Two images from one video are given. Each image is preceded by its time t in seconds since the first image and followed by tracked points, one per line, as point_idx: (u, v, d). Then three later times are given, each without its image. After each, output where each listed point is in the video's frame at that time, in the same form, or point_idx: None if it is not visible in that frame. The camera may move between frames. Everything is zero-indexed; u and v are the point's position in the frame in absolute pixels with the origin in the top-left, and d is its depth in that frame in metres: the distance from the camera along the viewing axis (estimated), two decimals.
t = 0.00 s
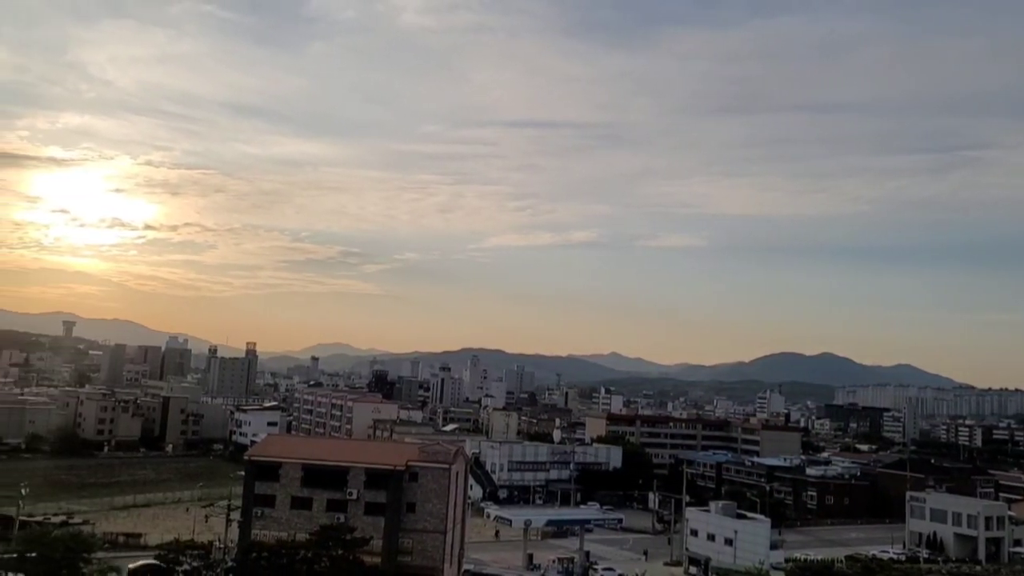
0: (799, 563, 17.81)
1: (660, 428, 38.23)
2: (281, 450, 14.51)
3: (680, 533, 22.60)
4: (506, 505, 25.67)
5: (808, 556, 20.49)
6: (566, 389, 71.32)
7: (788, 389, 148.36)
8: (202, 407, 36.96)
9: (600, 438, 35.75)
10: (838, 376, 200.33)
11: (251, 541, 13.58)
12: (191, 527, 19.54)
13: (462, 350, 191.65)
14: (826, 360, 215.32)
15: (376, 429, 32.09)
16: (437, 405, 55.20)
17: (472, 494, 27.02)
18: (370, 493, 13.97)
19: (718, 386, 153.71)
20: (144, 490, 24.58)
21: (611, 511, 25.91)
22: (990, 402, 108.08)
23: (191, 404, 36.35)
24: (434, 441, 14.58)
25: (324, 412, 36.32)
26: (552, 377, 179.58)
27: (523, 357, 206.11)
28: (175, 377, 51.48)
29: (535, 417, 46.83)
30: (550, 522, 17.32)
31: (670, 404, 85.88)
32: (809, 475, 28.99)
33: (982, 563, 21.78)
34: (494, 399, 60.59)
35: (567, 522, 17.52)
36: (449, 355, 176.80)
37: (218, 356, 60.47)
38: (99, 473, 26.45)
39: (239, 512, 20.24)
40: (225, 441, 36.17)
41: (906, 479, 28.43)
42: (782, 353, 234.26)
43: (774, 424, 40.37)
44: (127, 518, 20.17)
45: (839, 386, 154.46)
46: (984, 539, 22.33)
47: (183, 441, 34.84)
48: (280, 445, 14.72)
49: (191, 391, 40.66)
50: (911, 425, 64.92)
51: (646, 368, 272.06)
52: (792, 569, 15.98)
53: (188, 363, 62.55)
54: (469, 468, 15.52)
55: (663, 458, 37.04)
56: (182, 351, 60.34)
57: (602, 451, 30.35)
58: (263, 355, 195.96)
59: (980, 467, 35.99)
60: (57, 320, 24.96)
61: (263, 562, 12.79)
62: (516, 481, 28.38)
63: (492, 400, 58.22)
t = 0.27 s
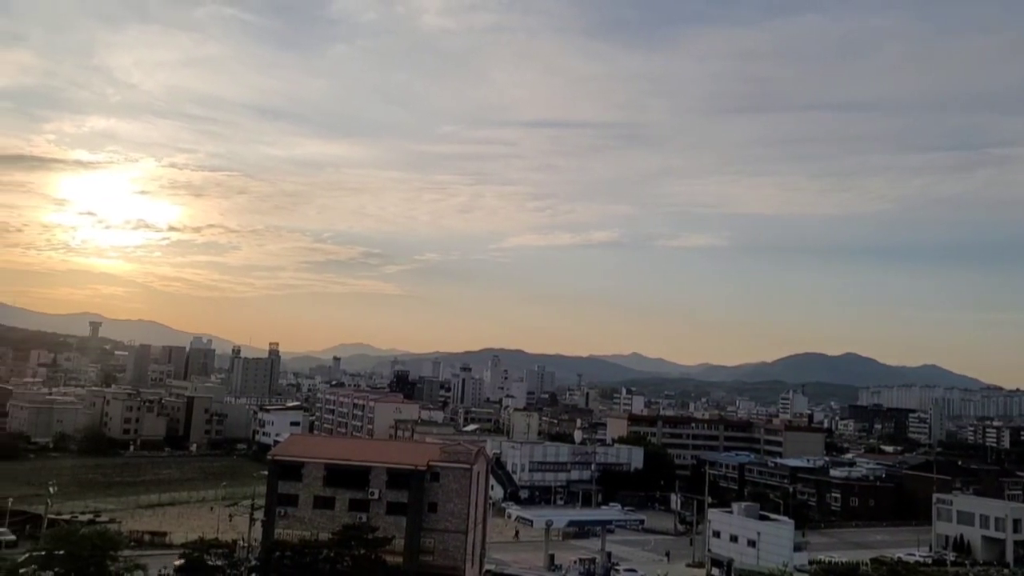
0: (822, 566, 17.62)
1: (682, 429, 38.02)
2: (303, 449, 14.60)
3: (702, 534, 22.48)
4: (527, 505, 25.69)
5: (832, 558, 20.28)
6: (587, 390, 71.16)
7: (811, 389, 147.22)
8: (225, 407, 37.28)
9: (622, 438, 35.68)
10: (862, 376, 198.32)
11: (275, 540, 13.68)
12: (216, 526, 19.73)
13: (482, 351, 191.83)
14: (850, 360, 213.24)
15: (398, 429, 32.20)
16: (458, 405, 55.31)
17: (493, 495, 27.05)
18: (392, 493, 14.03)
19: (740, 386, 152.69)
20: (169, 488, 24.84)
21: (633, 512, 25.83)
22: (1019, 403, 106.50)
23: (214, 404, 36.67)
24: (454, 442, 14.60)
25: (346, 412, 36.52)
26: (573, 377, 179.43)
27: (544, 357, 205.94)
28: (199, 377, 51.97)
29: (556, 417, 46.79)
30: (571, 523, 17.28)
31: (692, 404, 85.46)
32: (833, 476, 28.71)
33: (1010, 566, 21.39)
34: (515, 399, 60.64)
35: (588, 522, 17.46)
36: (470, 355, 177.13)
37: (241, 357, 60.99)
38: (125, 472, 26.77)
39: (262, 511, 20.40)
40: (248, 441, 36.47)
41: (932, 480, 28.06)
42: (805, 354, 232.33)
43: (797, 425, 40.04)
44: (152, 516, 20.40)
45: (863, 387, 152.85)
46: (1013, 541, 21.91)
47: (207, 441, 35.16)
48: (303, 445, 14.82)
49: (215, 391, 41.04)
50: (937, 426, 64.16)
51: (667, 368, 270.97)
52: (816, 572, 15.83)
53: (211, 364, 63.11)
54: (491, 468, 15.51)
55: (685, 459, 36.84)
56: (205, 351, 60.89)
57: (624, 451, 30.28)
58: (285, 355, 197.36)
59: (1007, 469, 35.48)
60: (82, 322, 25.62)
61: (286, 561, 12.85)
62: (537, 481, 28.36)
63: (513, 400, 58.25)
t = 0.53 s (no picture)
0: (840, 568, 17.47)
1: (699, 429, 37.87)
2: (320, 449, 14.66)
3: (719, 536, 22.37)
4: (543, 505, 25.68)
5: (851, 561, 20.14)
6: (603, 390, 71.01)
7: (829, 390, 146.20)
8: (243, 407, 37.51)
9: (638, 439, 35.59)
10: (881, 377, 196.68)
11: (293, 539, 13.74)
12: (234, 525, 19.84)
13: (498, 351, 191.92)
14: (868, 360, 211.56)
15: (414, 429, 32.27)
16: (473, 405, 55.38)
17: (509, 495, 27.05)
18: (408, 493, 14.05)
19: (757, 386, 151.82)
20: (187, 488, 25.02)
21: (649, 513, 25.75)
22: None
23: (232, 404, 36.90)
24: (470, 442, 14.62)
25: (362, 412, 36.65)
26: (588, 378, 179.14)
27: (559, 358, 205.75)
28: (217, 378, 52.33)
29: (572, 418, 46.72)
30: (588, 523, 17.24)
31: (709, 405, 85.06)
32: (852, 478, 28.49)
33: None
34: (531, 399, 60.59)
35: (605, 523, 17.41)
36: (486, 355, 177.27)
37: (258, 357, 61.37)
38: (144, 471, 26.99)
39: (279, 510, 20.50)
40: (266, 441, 36.68)
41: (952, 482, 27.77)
42: (823, 354, 230.67)
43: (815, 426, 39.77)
44: (171, 515, 20.55)
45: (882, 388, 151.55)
46: None
47: (225, 441, 35.39)
48: (320, 445, 14.87)
49: (232, 391, 41.31)
50: (957, 427, 63.52)
51: (684, 368, 269.93)
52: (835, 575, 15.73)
53: (229, 364, 63.54)
54: (507, 468, 15.52)
55: (702, 460, 36.67)
56: (223, 352, 61.31)
57: (640, 452, 30.18)
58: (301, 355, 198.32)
59: None
60: (113, 317, 26.29)
61: (304, 561, 12.90)
62: (553, 482, 28.33)
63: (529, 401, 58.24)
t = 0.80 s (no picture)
0: (857, 570, 17.32)
1: (714, 430, 37.72)
2: (335, 449, 14.71)
3: (734, 537, 22.28)
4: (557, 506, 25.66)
5: (867, 562, 19.99)
6: (617, 391, 70.87)
7: (845, 390, 145.30)
8: (258, 407, 37.70)
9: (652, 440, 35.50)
10: (898, 377, 195.16)
11: (308, 539, 13.79)
12: (249, 525, 19.94)
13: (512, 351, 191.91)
14: (885, 361, 210.02)
15: (428, 430, 32.32)
16: (487, 406, 55.36)
17: (523, 495, 27.05)
18: (422, 493, 14.08)
19: (772, 387, 151.03)
20: (204, 488, 25.17)
21: (664, 514, 25.66)
22: None
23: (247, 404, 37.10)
24: (485, 442, 14.63)
25: (377, 412, 36.75)
26: (602, 378, 178.81)
27: (573, 358, 205.48)
28: (232, 379, 52.62)
29: (586, 418, 46.61)
30: (602, 524, 17.19)
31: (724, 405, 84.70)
32: (868, 479, 28.27)
33: None
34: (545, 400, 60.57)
35: (620, 524, 17.33)
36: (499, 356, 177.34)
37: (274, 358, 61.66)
38: (160, 471, 27.17)
39: (294, 511, 20.58)
40: (281, 441, 36.85)
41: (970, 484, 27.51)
42: (839, 354, 229.17)
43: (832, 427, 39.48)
44: (188, 515, 20.68)
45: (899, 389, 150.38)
46: None
47: (241, 441, 35.58)
48: (334, 445, 14.92)
49: (248, 391, 41.52)
50: (976, 428, 62.95)
51: (698, 368, 268.90)
52: None
53: (244, 364, 63.88)
54: (521, 468, 15.50)
55: (717, 460, 36.51)
56: (238, 352, 61.65)
57: (655, 453, 30.08)
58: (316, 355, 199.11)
59: None
60: (133, 318, 26.49)
61: (319, 560, 12.93)
62: (567, 482, 28.30)
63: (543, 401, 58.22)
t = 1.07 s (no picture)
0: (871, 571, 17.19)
1: (727, 430, 37.57)
2: (348, 450, 14.75)
3: (748, 537, 22.17)
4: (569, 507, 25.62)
5: (882, 564, 19.86)
6: (630, 391, 70.68)
7: (859, 390, 144.46)
8: (271, 407, 37.85)
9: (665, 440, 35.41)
10: (913, 378, 193.91)
11: (321, 539, 13.82)
12: (263, 525, 20.02)
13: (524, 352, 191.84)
14: (900, 361, 208.62)
15: (441, 430, 32.36)
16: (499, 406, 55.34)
17: (535, 496, 27.05)
18: (435, 493, 14.09)
19: (785, 387, 150.27)
20: (218, 488, 25.28)
21: (677, 514, 25.58)
22: None
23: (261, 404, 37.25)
24: (497, 443, 14.64)
25: (389, 412, 36.83)
26: (614, 378, 178.45)
27: (585, 358, 205.18)
28: (246, 379, 52.82)
29: (598, 419, 46.55)
30: (615, 524, 17.15)
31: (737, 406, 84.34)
32: (883, 479, 28.07)
33: None
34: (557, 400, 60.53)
35: (633, 525, 17.27)
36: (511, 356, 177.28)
37: (287, 358, 61.94)
38: (175, 471, 27.33)
39: (307, 511, 20.65)
40: (294, 441, 36.99)
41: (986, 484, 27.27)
42: (853, 354, 227.86)
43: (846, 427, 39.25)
44: (202, 514, 20.79)
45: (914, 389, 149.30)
46: None
47: (254, 441, 35.73)
48: (347, 445, 14.96)
49: (261, 392, 41.74)
50: (992, 428, 62.44)
51: (711, 368, 267.97)
52: None
53: (258, 364, 64.13)
54: (533, 469, 15.49)
55: (730, 461, 36.36)
56: (252, 353, 61.91)
57: (667, 454, 29.98)
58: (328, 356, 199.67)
59: None
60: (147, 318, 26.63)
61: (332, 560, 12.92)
62: (580, 483, 28.25)
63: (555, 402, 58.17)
